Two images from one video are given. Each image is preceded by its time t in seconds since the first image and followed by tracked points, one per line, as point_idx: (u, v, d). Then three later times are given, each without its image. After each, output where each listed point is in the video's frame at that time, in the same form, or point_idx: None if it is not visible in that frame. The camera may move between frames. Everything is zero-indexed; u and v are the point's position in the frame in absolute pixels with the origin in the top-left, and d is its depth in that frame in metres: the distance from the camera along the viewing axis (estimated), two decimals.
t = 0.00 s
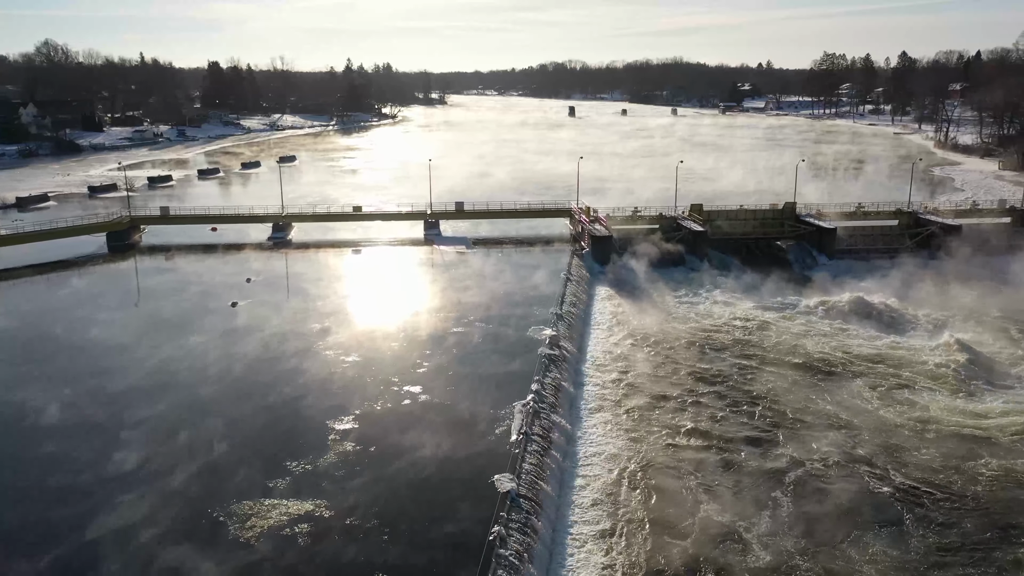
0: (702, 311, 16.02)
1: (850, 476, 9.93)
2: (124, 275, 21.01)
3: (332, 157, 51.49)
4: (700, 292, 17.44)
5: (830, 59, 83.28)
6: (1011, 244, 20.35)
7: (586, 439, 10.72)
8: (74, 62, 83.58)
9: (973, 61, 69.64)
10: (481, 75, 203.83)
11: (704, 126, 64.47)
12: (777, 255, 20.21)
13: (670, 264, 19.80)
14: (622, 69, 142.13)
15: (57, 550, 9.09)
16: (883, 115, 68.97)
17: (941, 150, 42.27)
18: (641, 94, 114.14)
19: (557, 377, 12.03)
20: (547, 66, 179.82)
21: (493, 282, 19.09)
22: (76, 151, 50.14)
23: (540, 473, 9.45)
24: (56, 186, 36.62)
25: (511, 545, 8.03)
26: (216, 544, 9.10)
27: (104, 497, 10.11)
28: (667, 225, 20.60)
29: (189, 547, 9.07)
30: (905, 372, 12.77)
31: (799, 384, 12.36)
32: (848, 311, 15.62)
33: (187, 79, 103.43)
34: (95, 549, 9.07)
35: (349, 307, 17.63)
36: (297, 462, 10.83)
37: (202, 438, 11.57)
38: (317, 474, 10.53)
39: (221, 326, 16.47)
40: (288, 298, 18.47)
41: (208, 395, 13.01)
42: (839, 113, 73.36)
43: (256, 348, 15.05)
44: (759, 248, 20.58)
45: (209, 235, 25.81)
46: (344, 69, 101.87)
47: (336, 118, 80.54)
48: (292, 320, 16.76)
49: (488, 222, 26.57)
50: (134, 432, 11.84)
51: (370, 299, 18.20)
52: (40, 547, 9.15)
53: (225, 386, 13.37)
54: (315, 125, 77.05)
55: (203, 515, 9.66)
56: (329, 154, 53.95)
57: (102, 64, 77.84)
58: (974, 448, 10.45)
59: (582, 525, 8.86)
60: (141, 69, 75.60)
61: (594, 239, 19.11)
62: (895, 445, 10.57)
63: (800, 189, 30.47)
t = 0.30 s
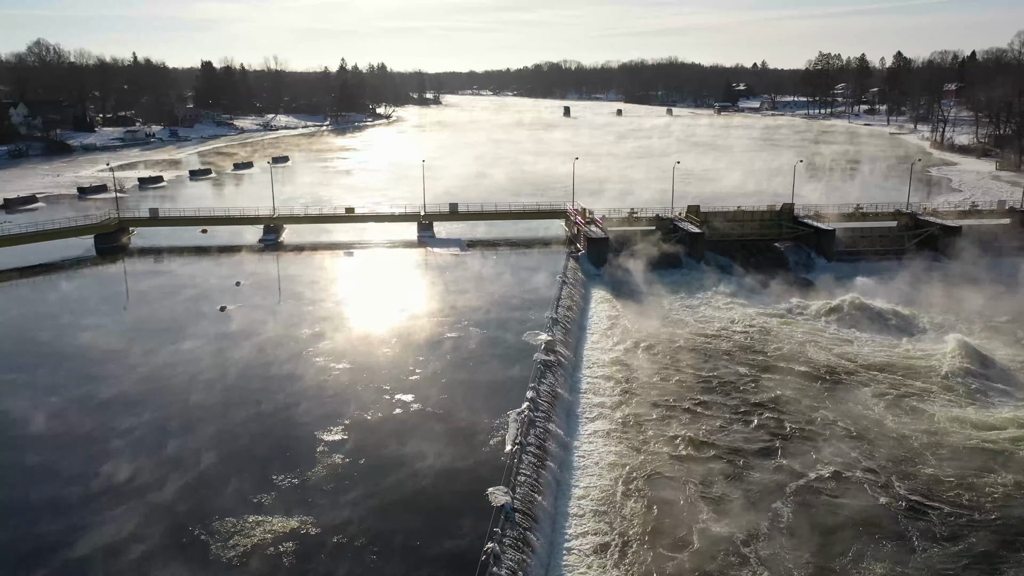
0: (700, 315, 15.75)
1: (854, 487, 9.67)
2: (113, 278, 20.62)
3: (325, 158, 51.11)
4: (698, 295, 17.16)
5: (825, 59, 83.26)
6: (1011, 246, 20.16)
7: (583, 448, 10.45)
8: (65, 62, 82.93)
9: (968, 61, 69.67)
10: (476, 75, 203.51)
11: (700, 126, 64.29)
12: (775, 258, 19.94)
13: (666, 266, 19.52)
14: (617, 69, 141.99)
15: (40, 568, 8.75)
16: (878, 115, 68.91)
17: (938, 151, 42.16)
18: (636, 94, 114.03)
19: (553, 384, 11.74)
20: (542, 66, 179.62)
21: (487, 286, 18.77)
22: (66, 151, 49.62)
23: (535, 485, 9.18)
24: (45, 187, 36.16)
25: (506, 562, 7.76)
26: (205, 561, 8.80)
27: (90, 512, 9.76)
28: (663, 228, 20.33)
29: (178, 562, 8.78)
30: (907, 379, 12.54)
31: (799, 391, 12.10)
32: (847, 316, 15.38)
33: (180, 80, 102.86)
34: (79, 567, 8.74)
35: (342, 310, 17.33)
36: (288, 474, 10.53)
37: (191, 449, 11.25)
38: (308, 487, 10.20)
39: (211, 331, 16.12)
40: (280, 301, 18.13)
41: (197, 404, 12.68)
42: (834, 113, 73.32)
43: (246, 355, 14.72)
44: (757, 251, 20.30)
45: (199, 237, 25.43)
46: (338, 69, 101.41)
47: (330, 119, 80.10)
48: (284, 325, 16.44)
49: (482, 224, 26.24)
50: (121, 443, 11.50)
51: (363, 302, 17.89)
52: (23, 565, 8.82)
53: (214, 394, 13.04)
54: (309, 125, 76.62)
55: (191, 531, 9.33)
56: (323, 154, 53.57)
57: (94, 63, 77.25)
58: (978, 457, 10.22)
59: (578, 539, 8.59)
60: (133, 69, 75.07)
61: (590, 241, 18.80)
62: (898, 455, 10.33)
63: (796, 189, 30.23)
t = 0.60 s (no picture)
0: (697, 319, 15.48)
1: (857, 499, 9.39)
2: (100, 282, 20.25)
3: (318, 158, 50.71)
4: (695, 299, 16.88)
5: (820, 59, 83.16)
6: (1011, 248, 19.96)
7: (580, 458, 10.15)
8: (56, 62, 82.25)
9: (962, 60, 69.65)
10: (470, 75, 203.14)
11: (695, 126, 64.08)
12: (773, 260, 19.68)
13: (662, 269, 19.23)
14: (611, 69, 141.83)
15: None
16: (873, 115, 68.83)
17: (934, 151, 42.03)
18: (630, 94, 113.89)
19: (548, 391, 11.43)
20: (536, 66, 179.37)
21: (480, 289, 18.46)
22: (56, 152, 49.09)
23: (529, 498, 8.87)
24: (33, 188, 35.71)
25: None
26: None
27: (73, 529, 9.40)
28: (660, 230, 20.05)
29: None
30: (909, 387, 12.28)
31: (800, 400, 11.82)
32: (848, 323, 15.12)
33: (173, 79, 102.25)
34: None
35: (332, 314, 17.01)
36: (278, 486, 10.20)
37: (179, 460, 10.91)
38: (298, 502, 9.85)
39: (200, 336, 15.77)
40: (270, 305, 17.79)
41: (184, 412, 12.34)
42: (829, 113, 73.24)
43: (235, 360, 14.38)
44: (754, 253, 20.04)
45: (188, 240, 25.05)
46: (332, 69, 100.93)
47: (323, 119, 79.66)
48: (274, 329, 16.09)
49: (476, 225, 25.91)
50: (107, 454, 11.14)
51: (354, 305, 17.57)
52: None
53: (202, 401, 12.70)
54: (302, 125, 76.16)
55: (176, 548, 9.01)
56: (315, 154, 53.16)
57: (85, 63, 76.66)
58: (983, 468, 9.96)
59: (574, 556, 8.28)
60: (125, 69, 74.51)
61: (585, 244, 18.50)
62: (902, 466, 10.06)
63: (793, 190, 29.99)
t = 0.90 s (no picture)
0: (695, 323, 15.20)
1: (860, 512, 9.11)
2: (87, 285, 19.88)
3: (310, 158, 50.32)
4: (692, 302, 16.62)
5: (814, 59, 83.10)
6: (1011, 250, 19.76)
7: (576, 469, 9.86)
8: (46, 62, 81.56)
9: (957, 60, 69.65)
10: (464, 75, 202.73)
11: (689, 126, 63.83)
12: (770, 262, 19.42)
13: (658, 271, 18.95)
14: (605, 69, 141.64)
15: None
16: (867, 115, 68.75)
17: (929, 151, 41.92)
18: (625, 94, 113.69)
19: (543, 399, 11.12)
20: (530, 66, 179.09)
21: (473, 292, 18.15)
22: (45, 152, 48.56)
23: (523, 512, 8.57)
24: (21, 189, 35.25)
25: None
26: None
27: (55, 545, 9.07)
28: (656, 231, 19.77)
29: None
30: (912, 397, 12.02)
31: (802, 409, 11.54)
32: (848, 328, 14.87)
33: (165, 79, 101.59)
34: None
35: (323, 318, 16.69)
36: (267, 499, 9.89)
37: (165, 471, 10.59)
38: (289, 516, 9.53)
39: (188, 341, 15.43)
40: (260, 309, 17.46)
41: (171, 421, 12.01)
42: (824, 113, 73.15)
43: (225, 366, 14.06)
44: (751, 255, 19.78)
45: (177, 242, 24.69)
46: (325, 69, 100.44)
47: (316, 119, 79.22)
48: (263, 334, 15.74)
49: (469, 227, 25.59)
50: (92, 466, 10.79)
51: (345, 309, 17.25)
52: None
53: (191, 409, 12.37)
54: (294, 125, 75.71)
55: (162, 565, 8.70)
56: (308, 155, 52.75)
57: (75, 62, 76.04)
58: (990, 482, 9.70)
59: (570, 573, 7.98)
60: (116, 68, 73.94)
61: (580, 245, 18.20)
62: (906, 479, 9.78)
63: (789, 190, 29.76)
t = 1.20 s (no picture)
0: (694, 329, 14.93)
1: (868, 528, 8.83)
2: (74, 289, 19.51)
3: (302, 159, 49.92)
4: (690, 306, 16.34)
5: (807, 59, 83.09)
6: (1010, 253, 19.55)
7: (573, 481, 9.54)
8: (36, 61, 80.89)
9: (951, 59, 69.66)
10: (458, 75, 202.38)
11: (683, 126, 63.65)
12: (767, 264, 19.16)
13: (655, 273, 18.66)
14: (599, 69, 141.53)
15: None
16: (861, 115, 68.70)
17: (924, 151, 41.81)
18: (619, 94, 113.53)
19: (539, 408, 10.79)
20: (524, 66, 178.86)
21: (467, 295, 17.83)
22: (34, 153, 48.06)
23: (519, 528, 8.25)
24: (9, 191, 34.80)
25: None
26: None
27: (36, 564, 8.73)
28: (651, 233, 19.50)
29: None
30: (917, 406, 11.75)
31: (805, 420, 11.26)
32: (848, 333, 14.63)
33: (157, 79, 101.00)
34: None
35: (312, 322, 16.37)
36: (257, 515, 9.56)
37: (152, 485, 10.25)
38: (281, 533, 9.21)
39: (177, 348, 15.09)
40: (249, 314, 17.10)
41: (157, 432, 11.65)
42: (818, 113, 73.08)
43: (214, 373, 13.72)
44: (747, 257, 19.53)
45: (166, 244, 24.33)
46: (318, 69, 99.98)
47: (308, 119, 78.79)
48: (252, 340, 15.39)
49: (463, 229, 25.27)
50: (76, 479, 10.43)
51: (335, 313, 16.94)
52: None
53: (178, 419, 12.03)
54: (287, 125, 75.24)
55: None
56: (299, 155, 52.32)
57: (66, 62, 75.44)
58: (1000, 496, 9.44)
59: None
60: (107, 68, 73.37)
61: (575, 247, 17.90)
62: (914, 493, 9.51)
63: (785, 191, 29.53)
